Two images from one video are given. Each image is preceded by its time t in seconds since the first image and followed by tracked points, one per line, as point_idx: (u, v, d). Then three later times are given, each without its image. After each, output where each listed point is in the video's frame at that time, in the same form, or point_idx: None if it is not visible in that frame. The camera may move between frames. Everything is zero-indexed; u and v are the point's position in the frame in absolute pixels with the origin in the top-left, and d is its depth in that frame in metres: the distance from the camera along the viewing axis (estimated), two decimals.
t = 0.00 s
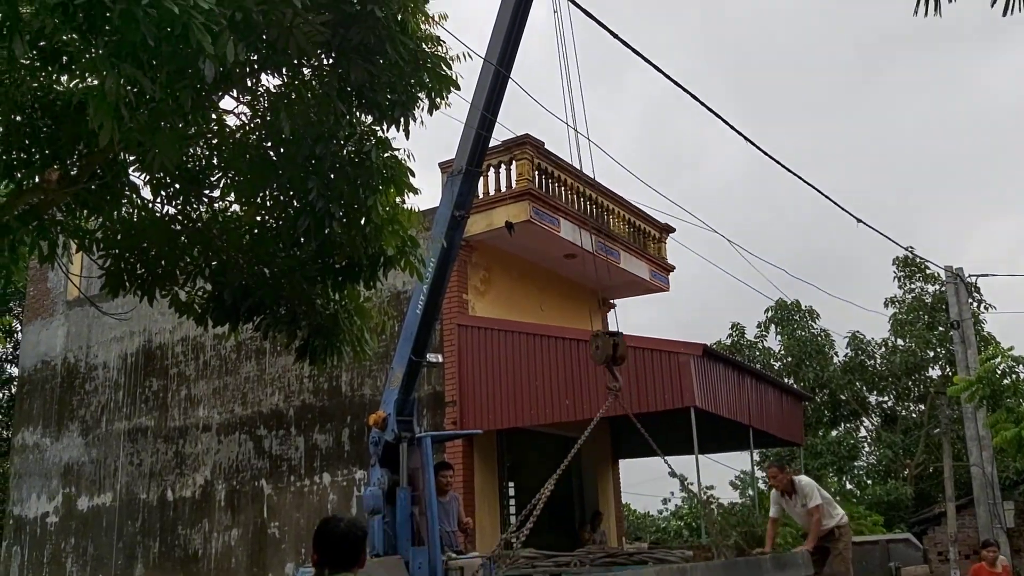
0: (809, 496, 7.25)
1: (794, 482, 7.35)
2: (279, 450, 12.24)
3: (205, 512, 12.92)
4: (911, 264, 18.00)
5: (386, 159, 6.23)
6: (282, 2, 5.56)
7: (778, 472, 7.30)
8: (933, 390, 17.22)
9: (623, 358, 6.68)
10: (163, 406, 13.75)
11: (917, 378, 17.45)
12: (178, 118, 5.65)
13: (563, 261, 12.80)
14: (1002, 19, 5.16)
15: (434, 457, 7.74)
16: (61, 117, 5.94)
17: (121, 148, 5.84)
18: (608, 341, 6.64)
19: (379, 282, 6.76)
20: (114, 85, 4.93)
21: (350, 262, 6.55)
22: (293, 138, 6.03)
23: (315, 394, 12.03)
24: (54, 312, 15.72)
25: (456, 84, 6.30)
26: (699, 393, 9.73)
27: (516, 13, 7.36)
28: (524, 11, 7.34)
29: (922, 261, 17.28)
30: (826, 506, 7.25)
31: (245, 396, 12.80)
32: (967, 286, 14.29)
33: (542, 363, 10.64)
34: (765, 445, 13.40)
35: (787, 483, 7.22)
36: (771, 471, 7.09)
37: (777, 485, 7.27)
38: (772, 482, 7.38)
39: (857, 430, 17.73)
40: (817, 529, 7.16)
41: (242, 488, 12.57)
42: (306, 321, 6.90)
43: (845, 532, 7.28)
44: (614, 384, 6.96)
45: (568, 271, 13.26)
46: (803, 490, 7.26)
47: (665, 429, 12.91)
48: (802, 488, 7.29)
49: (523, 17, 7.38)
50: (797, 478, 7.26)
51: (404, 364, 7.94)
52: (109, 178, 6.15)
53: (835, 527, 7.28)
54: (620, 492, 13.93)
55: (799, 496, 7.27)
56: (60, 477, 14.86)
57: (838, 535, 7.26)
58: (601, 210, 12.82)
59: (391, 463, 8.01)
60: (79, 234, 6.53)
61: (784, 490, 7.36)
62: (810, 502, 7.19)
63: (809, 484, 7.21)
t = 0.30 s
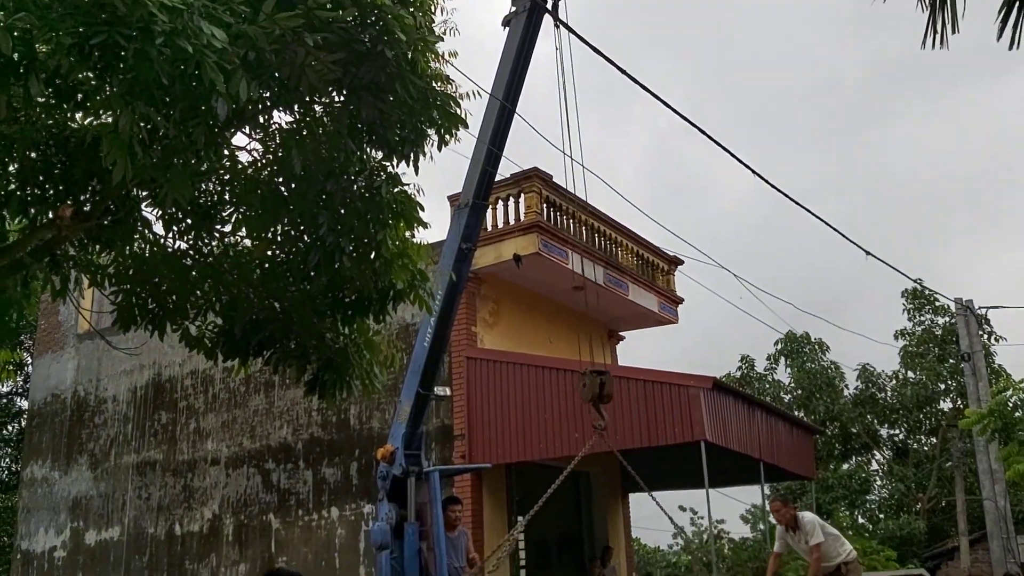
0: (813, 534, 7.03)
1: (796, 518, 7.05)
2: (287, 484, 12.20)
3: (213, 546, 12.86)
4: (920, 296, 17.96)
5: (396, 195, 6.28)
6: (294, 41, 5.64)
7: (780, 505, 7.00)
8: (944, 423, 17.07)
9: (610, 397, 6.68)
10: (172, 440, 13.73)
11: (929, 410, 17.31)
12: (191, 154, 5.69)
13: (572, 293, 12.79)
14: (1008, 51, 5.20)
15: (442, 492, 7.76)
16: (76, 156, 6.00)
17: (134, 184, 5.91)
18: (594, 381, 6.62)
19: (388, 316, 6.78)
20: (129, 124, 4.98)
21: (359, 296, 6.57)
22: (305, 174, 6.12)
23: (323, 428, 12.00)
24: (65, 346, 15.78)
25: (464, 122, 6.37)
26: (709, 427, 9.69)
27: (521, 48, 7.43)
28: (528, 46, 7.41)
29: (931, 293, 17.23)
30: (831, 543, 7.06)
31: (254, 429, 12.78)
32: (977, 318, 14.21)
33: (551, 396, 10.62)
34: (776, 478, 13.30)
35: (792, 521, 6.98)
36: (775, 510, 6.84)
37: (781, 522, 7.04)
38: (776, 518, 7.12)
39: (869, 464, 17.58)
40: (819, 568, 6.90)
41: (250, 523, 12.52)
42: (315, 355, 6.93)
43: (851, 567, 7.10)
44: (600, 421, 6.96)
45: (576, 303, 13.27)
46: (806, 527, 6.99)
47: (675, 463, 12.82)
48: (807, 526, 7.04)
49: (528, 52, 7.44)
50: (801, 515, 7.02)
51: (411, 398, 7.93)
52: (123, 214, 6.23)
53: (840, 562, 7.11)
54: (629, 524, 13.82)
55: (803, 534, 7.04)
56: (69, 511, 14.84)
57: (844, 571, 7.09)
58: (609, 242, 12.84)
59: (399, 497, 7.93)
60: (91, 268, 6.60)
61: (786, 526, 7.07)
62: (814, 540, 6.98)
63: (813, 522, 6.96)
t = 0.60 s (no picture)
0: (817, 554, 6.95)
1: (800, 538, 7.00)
2: (294, 506, 12.18)
3: (219, 568, 12.82)
4: (929, 317, 17.89)
5: (404, 218, 6.25)
6: (303, 65, 5.67)
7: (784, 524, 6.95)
8: (955, 445, 16.94)
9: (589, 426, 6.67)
10: (180, 461, 13.72)
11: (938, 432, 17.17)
12: (200, 177, 5.72)
13: (579, 315, 12.75)
14: (1016, 73, 5.20)
15: (448, 514, 7.68)
16: (86, 178, 6.00)
17: (144, 207, 5.95)
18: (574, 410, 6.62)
19: (396, 337, 6.78)
20: (140, 147, 5.06)
21: (367, 319, 6.63)
22: (314, 197, 6.16)
23: (330, 449, 11.97)
24: (73, 367, 15.82)
25: (473, 144, 6.38)
26: (718, 449, 9.65)
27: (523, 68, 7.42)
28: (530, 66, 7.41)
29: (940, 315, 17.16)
30: (836, 565, 6.94)
31: (261, 450, 12.76)
32: (987, 339, 14.14)
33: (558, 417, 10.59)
34: (785, 500, 13.21)
35: (796, 539, 6.92)
36: (778, 526, 6.79)
37: (785, 540, 6.98)
38: (780, 536, 7.07)
39: (878, 486, 17.44)
40: None
41: (256, 544, 12.48)
42: (323, 378, 6.97)
43: None
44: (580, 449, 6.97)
45: (584, 324, 13.24)
46: (810, 547, 6.91)
47: (682, 485, 12.75)
48: (811, 545, 6.96)
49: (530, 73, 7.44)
50: (806, 533, 6.97)
51: (418, 419, 7.91)
52: (132, 237, 6.23)
53: None
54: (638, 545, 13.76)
55: (807, 553, 6.96)
56: (75, 532, 14.84)
57: None
58: (617, 264, 12.82)
59: (406, 519, 7.91)
60: (100, 291, 6.63)
61: (791, 546, 7.00)
62: (817, 559, 6.89)
63: (816, 541, 6.89)
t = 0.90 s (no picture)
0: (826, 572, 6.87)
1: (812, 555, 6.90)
2: (301, 524, 12.15)
3: None
4: (937, 334, 17.82)
5: (413, 236, 6.29)
6: (313, 86, 5.71)
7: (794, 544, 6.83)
8: (965, 464, 16.79)
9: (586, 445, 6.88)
10: (187, 478, 13.71)
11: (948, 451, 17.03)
12: (210, 197, 5.77)
13: (587, 332, 12.73)
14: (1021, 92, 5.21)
15: (455, 534, 7.66)
16: (96, 197, 6.05)
17: (155, 225, 5.99)
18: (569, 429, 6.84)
19: (404, 355, 6.78)
20: (151, 167, 5.11)
21: (376, 337, 6.61)
22: (323, 216, 6.17)
23: (338, 467, 11.96)
24: (81, 384, 15.86)
25: (481, 164, 6.42)
26: (727, 469, 9.60)
27: (524, 86, 7.47)
28: (530, 85, 7.45)
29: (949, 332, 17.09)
30: None
31: (268, 468, 12.75)
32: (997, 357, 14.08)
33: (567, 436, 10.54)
34: (795, 520, 13.12)
35: (806, 555, 6.85)
36: (789, 540, 6.71)
37: (794, 556, 6.90)
38: (789, 552, 6.99)
39: (888, 505, 17.30)
40: None
41: (263, 563, 12.45)
42: (331, 396, 6.98)
43: None
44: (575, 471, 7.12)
45: (591, 342, 13.22)
46: (820, 564, 6.84)
47: (691, 504, 12.68)
48: (820, 564, 6.89)
49: (531, 90, 7.47)
50: (816, 551, 6.90)
51: (424, 438, 7.90)
52: (143, 255, 6.31)
53: None
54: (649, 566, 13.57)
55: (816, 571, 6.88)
56: (82, 551, 14.83)
57: None
58: (624, 281, 12.83)
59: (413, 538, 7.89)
60: (110, 309, 6.67)
61: (800, 562, 6.92)
62: None
63: (826, 558, 6.82)
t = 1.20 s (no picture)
0: None
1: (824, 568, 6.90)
2: (307, 537, 12.12)
3: None
4: (947, 348, 17.74)
5: (420, 248, 6.32)
6: (322, 99, 5.73)
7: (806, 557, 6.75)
8: (975, 479, 16.65)
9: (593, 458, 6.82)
10: (194, 490, 13.71)
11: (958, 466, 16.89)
12: (219, 209, 5.79)
13: (594, 345, 12.71)
14: None
15: (461, 548, 7.67)
16: (106, 210, 6.01)
17: (163, 237, 6.01)
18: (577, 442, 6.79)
19: (411, 368, 6.77)
20: (159, 178, 5.12)
21: (383, 348, 6.59)
22: (331, 228, 6.17)
23: (344, 479, 11.94)
24: (89, 396, 15.89)
25: (489, 176, 6.43)
26: (734, 482, 9.57)
27: (523, 96, 7.48)
28: (529, 94, 7.46)
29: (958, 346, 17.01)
30: None
31: (275, 480, 12.73)
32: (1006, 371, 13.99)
33: (574, 449, 10.53)
34: (804, 535, 13.03)
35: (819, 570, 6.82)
36: (801, 555, 6.67)
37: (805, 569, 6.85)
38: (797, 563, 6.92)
39: (897, 520, 17.17)
40: None
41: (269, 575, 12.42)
42: (338, 408, 6.96)
43: None
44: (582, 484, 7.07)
45: (598, 354, 13.21)
46: None
47: (698, 518, 12.61)
48: None
49: (530, 100, 7.49)
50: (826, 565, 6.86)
51: (428, 451, 7.89)
52: (151, 267, 6.32)
53: None
54: None
55: None
56: (88, 562, 14.83)
57: None
58: (631, 293, 12.81)
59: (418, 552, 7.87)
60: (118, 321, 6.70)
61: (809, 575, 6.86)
62: None
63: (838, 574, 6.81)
